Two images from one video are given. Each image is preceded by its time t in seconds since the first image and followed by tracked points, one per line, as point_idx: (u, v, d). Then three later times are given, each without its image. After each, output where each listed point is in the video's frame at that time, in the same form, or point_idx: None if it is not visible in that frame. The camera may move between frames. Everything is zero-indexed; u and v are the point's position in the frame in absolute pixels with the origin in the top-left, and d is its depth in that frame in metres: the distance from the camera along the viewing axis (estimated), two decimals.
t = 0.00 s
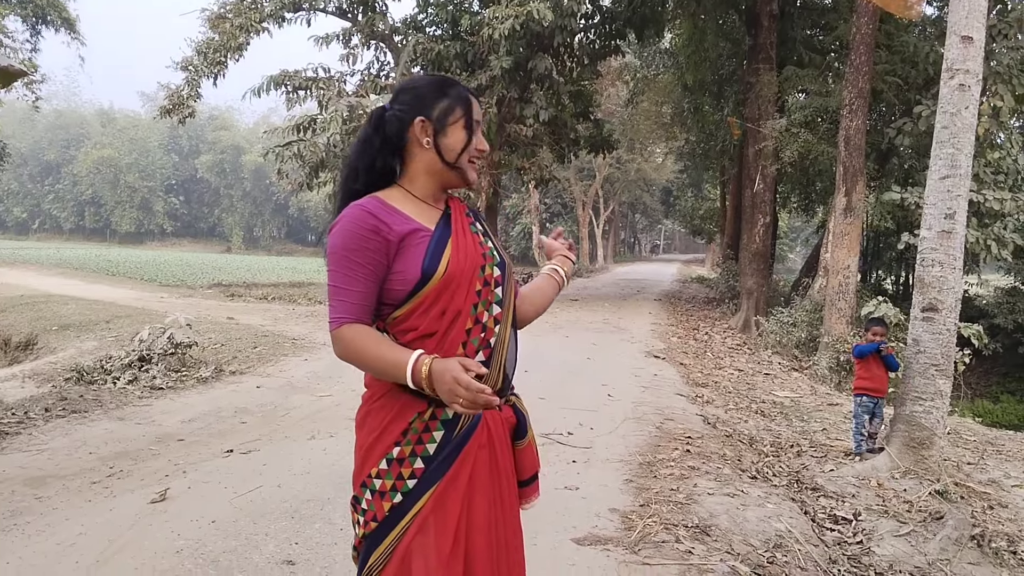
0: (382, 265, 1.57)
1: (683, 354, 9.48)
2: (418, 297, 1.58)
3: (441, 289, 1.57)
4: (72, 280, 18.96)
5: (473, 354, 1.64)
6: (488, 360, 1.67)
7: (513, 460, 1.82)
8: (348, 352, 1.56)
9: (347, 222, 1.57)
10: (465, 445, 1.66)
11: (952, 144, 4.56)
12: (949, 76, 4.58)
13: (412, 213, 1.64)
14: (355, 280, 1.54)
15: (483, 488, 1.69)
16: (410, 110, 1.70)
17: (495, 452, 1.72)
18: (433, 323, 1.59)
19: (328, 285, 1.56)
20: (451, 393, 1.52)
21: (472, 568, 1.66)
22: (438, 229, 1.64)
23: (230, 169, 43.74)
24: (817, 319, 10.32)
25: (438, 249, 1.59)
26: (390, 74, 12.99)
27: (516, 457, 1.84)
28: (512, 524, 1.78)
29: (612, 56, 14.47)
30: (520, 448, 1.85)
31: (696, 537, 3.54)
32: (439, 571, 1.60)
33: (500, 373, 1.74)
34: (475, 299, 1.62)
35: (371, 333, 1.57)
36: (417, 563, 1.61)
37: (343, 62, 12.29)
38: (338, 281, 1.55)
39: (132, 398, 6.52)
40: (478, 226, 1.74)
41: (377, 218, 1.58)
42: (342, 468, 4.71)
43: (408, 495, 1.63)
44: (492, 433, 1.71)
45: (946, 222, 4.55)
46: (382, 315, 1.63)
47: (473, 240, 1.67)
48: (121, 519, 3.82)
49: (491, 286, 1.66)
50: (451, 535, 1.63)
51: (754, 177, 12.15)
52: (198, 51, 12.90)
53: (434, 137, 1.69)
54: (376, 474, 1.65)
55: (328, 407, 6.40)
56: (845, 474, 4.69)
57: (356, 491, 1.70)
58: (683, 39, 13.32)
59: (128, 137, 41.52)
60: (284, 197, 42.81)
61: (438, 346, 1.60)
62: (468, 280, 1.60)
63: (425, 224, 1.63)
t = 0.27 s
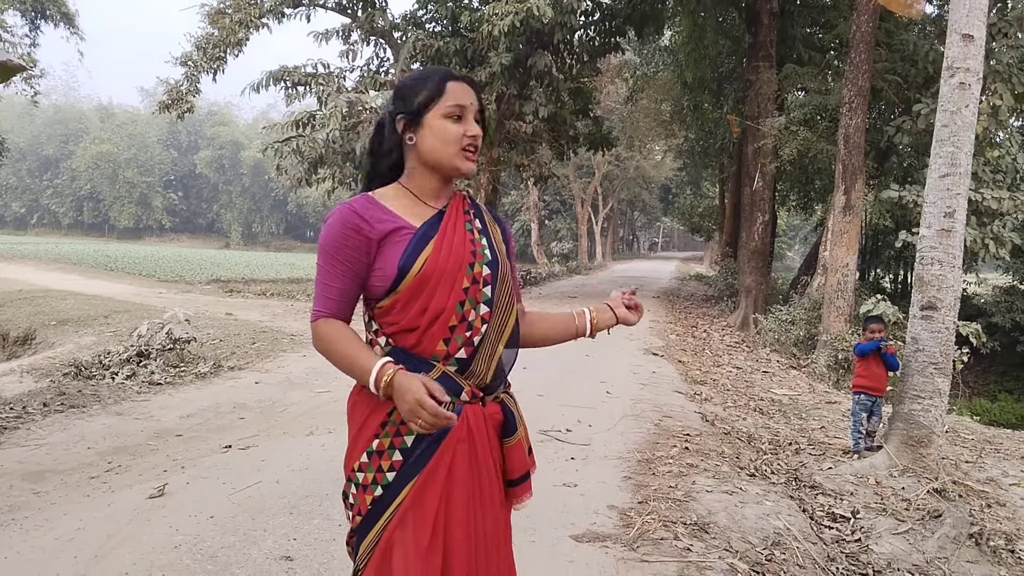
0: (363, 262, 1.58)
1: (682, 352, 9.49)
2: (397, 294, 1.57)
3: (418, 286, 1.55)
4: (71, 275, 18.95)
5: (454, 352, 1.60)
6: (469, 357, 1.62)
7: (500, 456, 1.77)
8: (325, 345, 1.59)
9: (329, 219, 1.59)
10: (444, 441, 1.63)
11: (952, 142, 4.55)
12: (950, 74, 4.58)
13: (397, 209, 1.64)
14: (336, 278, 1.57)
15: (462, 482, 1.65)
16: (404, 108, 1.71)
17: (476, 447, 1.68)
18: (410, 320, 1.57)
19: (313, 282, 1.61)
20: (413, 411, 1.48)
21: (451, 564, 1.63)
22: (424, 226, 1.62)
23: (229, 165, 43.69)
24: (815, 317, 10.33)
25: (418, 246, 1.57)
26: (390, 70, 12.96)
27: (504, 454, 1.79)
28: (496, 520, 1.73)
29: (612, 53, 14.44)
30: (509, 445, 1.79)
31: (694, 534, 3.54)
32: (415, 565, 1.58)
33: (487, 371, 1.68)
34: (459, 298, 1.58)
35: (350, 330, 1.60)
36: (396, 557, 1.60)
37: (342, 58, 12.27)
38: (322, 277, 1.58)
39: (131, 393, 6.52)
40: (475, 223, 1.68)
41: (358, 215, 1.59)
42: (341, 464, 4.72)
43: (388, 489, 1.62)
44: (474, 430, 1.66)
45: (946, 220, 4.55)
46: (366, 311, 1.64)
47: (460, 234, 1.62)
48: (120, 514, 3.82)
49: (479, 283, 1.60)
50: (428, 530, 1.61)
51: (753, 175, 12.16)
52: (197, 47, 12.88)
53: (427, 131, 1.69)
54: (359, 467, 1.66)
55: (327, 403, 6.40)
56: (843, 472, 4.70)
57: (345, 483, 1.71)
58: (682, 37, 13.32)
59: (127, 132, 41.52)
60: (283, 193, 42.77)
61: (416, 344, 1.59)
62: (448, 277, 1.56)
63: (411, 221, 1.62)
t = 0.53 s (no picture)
0: (362, 260, 1.58)
1: (681, 350, 9.50)
2: (395, 296, 1.56)
3: (419, 289, 1.55)
4: (69, 270, 18.93)
5: (451, 354, 1.60)
6: (466, 360, 1.62)
7: (493, 453, 1.77)
8: (318, 344, 1.61)
9: (330, 215, 1.58)
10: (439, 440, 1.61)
11: (951, 141, 4.55)
12: (949, 73, 4.58)
13: (400, 209, 1.62)
14: (334, 275, 1.58)
15: (456, 481, 1.65)
16: (413, 107, 1.70)
17: (470, 446, 1.67)
18: (409, 322, 1.57)
19: (310, 275, 1.60)
20: (404, 438, 1.56)
21: (443, 562, 1.63)
22: (426, 227, 1.60)
23: (228, 160, 43.65)
24: (814, 315, 10.34)
25: (420, 248, 1.56)
26: (389, 67, 12.94)
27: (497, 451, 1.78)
28: (488, 517, 1.74)
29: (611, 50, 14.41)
30: (502, 441, 1.79)
31: (692, 532, 3.54)
32: (408, 562, 1.59)
33: (483, 372, 1.68)
34: (459, 303, 1.58)
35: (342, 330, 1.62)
36: (389, 554, 1.60)
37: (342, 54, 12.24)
38: (321, 273, 1.58)
39: (130, 388, 6.52)
40: (474, 226, 1.68)
41: (359, 214, 1.57)
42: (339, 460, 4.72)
43: (382, 487, 1.61)
44: (468, 429, 1.66)
45: (945, 219, 4.55)
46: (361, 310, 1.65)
47: (461, 237, 1.62)
48: (118, 510, 3.82)
49: (479, 288, 1.61)
50: (422, 528, 1.60)
51: (753, 173, 12.14)
52: (197, 42, 12.85)
53: (436, 131, 1.68)
54: (353, 464, 1.64)
55: (325, 399, 6.39)
56: (841, 471, 4.70)
57: (338, 478, 1.70)
58: (682, 34, 13.30)
59: (127, 128, 41.48)
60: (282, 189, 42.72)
61: (414, 346, 1.58)
62: (448, 282, 1.56)
63: (413, 222, 1.60)
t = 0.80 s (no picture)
0: (375, 256, 1.55)
1: (681, 347, 9.51)
2: (410, 293, 1.56)
3: (434, 287, 1.56)
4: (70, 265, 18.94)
5: (461, 352, 1.63)
6: (475, 358, 1.66)
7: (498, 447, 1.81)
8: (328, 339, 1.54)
9: (345, 208, 1.54)
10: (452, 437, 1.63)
11: (952, 140, 4.55)
12: (951, 72, 4.57)
13: (412, 205, 1.62)
14: (348, 269, 1.53)
15: (465, 475, 1.68)
16: (422, 104, 1.69)
17: (478, 441, 1.71)
18: (424, 318, 1.58)
19: (320, 269, 1.54)
20: (431, 436, 1.60)
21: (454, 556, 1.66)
22: (438, 226, 1.62)
23: (229, 156, 43.65)
24: (814, 314, 10.35)
25: (435, 246, 1.57)
26: (390, 63, 12.92)
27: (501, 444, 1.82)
28: (496, 510, 1.77)
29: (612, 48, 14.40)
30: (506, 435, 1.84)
31: (691, 529, 3.55)
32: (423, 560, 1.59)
33: (487, 370, 1.73)
34: (471, 302, 1.61)
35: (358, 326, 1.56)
36: (402, 551, 1.61)
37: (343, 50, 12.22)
38: (331, 267, 1.53)
39: (130, 383, 6.53)
40: (478, 227, 1.70)
41: (375, 208, 1.55)
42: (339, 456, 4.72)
43: (394, 484, 1.62)
44: (477, 424, 1.70)
45: (945, 218, 4.55)
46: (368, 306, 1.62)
47: (470, 236, 1.65)
48: (118, 504, 3.83)
49: (487, 288, 1.65)
50: (435, 523, 1.63)
51: (753, 170, 12.14)
52: (198, 37, 12.84)
53: (445, 130, 1.69)
54: (361, 463, 1.64)
55: (325, 395, 6.40)
56: (840, 469, 4.71)
57: (341, 479, 1.68)
58: (684, 32, 13.28)
59: (128, 123, 41.49)
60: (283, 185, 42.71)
61: (426, 344, 1.60)
62: (463, 281, 1.59)
63: (425, 219, 1.61)
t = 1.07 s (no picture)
0: (382, 251, 1.54)
1: (681, 345, 9.50)
2: (417, 288, 1.56)
3: (441, 283, 1.56)
4: (71, 260, 18.95)
5: (466, 348, 1.64)
6: (480, 353, 1.67)
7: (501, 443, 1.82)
8: (337, 338, 1.53)
9: (353, 204, 1.53)
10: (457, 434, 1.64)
11: (955, 139, 4.54)
12: (954, 71, 4.56)
13: (416, 201, 1.62)
14: (357, 265, 1.52)
15: (469, 472, 1.68)
16: (423, 97, 1.69)
17: (482, 437, 1.71)
18: (431, 314, 1.58)
19: (328, 266, 1.52)
20: (438, 432, 1.59)
21: (459, 554, 1.67)
22: (442, 221, 1.62)
23: (231, 152, 43.65)
24: (815, 313, 10.34)
25: (442, 242, 1.57)
26: (392, 59, 12.91)
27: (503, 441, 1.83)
28: (501, 507, 1.78)
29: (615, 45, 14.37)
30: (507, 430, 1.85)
31: (691, 527, 3.55)
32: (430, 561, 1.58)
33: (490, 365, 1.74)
34: (476, 298, 1.62)
35: (367, 323, 1.55)
36: (409, 551, 1.60)
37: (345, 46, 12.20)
38: (339, 263, 1.52)
39: (131, 378, 6.53)
40: (479, 222, 1.71)
41: (382, 204, 1.55)
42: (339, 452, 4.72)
43: (401, 483, 1.62)
44: (483, 421, 1.70)
45: (947, 217, 4.55)
46: (374, 304, 1.61)
47: (473, 232, 1.65)
48: (119, 499, 3.83)
49: (490, 284, 1.66)
50: (441, 521, 1.63)
51: (756, 169, 12.11)
52: (200, 33, 12.83)
53: (445, 124, 1.69)
54: (367, 463, 1.63)
55: (325, 391, 6.40)
56: (841, 468, 4.71)
57: (346, 480, 1.67)
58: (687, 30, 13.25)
59: (130, 118, 41.50)
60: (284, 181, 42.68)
61: (433, 340, 1.60)
62: (468, 277, 1.59)
63: (430, 215, 1.61)
